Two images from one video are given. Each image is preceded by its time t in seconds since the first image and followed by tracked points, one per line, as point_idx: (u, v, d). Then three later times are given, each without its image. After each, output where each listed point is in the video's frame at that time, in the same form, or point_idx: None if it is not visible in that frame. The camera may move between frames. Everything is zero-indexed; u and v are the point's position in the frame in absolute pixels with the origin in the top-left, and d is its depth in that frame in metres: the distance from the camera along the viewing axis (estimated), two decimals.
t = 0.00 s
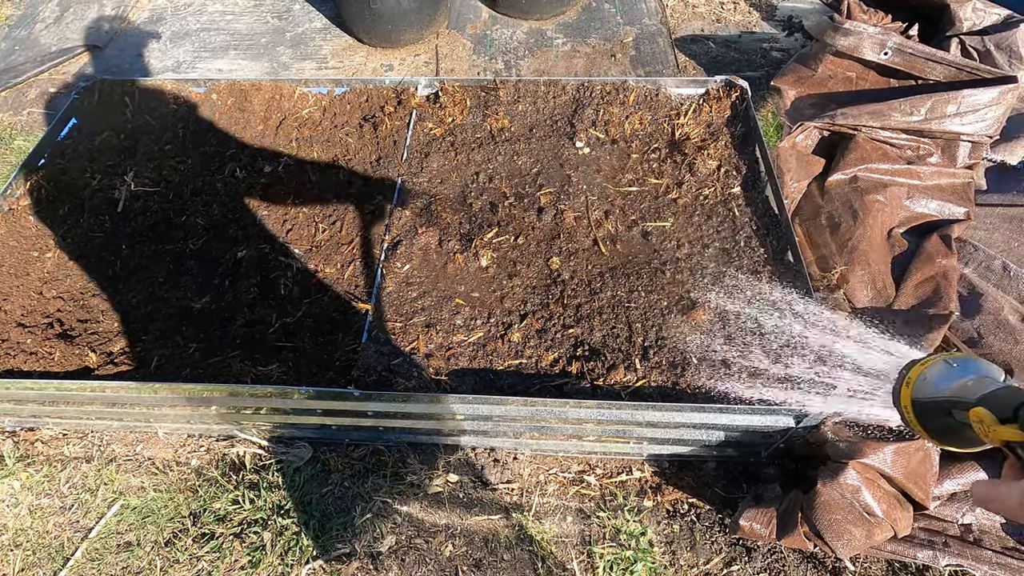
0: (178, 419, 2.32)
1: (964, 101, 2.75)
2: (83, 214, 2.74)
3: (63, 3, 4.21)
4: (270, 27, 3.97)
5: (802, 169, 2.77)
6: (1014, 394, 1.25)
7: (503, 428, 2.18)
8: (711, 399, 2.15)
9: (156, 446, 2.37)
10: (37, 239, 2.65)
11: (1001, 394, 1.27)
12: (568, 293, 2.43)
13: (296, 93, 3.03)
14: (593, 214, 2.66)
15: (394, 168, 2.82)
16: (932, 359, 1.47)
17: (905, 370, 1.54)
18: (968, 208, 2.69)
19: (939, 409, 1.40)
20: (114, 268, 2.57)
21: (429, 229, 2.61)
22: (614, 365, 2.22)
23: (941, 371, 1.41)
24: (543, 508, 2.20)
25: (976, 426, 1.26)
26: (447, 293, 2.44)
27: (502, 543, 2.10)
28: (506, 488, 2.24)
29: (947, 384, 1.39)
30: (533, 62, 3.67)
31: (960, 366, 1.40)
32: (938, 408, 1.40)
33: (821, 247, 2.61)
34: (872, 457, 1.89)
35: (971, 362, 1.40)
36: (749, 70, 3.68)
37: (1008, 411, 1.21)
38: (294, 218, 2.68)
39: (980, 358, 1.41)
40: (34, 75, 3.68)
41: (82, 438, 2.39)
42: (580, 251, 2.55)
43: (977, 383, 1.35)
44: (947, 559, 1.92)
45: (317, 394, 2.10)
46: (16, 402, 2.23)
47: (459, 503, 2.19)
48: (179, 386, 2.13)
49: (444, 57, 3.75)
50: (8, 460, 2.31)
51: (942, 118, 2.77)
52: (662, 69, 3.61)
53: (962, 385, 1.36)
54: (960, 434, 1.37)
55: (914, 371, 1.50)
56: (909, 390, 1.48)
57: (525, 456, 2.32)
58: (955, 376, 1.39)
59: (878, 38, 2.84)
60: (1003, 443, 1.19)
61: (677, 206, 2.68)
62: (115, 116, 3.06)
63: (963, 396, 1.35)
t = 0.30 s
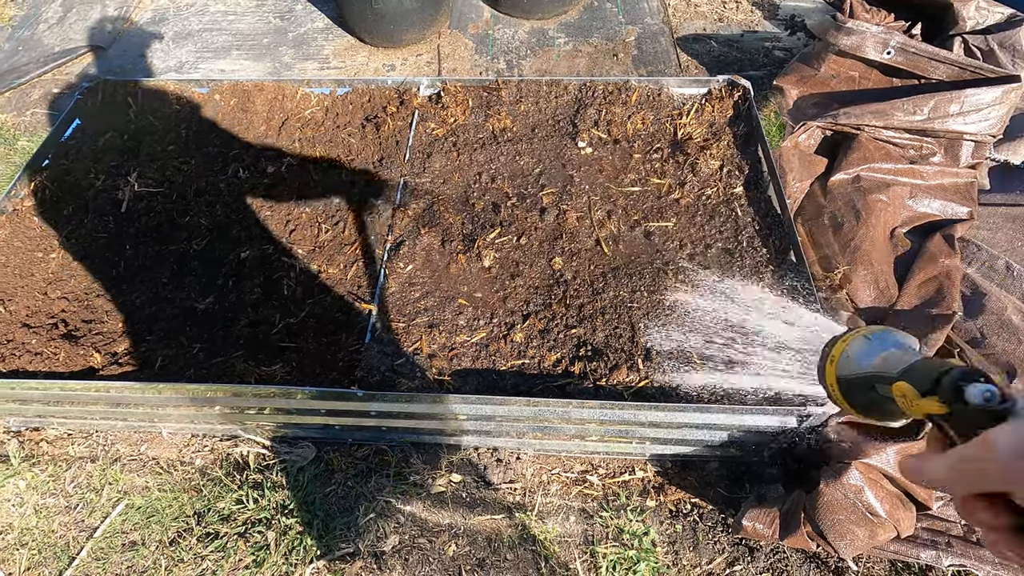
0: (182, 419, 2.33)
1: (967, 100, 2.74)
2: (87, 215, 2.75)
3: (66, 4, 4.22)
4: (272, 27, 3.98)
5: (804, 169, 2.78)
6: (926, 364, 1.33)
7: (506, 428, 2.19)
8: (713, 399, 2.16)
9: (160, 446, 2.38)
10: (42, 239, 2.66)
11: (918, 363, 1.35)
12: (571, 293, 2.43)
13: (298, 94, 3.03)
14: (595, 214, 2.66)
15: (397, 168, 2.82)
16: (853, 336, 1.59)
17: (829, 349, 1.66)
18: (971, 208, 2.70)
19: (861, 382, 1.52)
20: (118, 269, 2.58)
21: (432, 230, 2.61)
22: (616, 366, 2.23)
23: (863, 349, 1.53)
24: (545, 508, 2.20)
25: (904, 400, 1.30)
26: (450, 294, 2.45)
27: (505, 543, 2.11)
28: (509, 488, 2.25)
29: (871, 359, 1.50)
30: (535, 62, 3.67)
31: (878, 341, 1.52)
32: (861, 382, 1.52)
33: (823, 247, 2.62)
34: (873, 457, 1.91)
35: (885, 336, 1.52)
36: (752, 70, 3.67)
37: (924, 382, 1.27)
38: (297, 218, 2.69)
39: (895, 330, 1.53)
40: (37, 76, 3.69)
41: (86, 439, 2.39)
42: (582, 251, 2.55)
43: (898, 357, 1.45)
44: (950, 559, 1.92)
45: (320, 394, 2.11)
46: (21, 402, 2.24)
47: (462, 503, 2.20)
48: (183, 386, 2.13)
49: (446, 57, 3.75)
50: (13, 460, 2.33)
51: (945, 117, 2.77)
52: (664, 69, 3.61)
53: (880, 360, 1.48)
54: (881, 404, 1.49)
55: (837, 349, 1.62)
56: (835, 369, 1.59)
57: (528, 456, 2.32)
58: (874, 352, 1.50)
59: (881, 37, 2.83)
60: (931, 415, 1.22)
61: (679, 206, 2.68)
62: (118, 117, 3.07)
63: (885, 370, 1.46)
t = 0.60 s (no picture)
0: (196, 417, 2.34)
1: (983, 98, 2.74)
2: (101, 214, 2.75)
3: (75, 3, 4.23)
4: (280, 26, 3.98)
5: (817, 168, 2.76)
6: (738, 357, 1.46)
7: (521, 427, 2.19)
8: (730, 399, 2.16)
9: (175, 445, 2.37)
10: (55, 238, 2.67)
11: (732, 353, 1.51)
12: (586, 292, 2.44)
13: (310, 93, 3.03)
14: (609, 212, 2.65)
15: (410, 167, 2.82)
16: (674, 334, 1.82)
17: (660, 350, 1.89)
18: (987, 206, 2.71)
19: (688, 379, 1.72)
20: (132, 268, 2.59)
21: (445, 229, 2.61)
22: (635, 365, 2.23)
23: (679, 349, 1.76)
24: (561, 507, 2.19)
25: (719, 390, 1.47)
26: (464, 292, 2.45)
27: (521, 542, 2.11)
28: (524, 487, 2.24)
29: (687, 355, 1.73)
30: (544, 61, 3.67)
31: (694, 337, 1.75)
32: (685, 378, 1.75)
33: (838, 245, 2.60)
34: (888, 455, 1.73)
35: (697, 332, 1.76)
36: (762, 68, 3.66)
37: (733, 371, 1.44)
38: (310, 217, 2.69)
39: (697, 326, 1.82)
40: (47, 76, 3.70)
41: (100, 437, 2.39)
42: (596, 250, 2.56)
43: (711, 349, 1.67)
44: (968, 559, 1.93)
45: (335, 393, 2.13)
46: (37, 400, 2.25)
47: (478, 502, 2.19)
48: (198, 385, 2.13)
49: (455, 55, 3.75)
50: (29, 458, 2.33)
51: (961, 115, 2.75)
52: (674, 67, 3.60)
53: (695, 355, 1.71)
54: (702, 397, 1.73)
55: (665, 349, 1.85)
56: (664, 368, 1.81)
57: (542, 454, 2.30)
58: (688, 351, 1.73)
59: (895, 35, 2.82)
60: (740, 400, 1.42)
61: (693, 204, 2.67)
62: (130, 115, 3.07)
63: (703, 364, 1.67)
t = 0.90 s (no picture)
0: (203, 416, 2.34)
1: (989, 96, 2.74)
2: (106, 213, 2.75)
3: (77, 2, 4.22)
4: (284, 25, 3.97)
5: (824, 166, 2.75)
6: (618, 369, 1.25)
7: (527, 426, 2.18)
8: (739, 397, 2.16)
9: (181, 444, 2.36)
10: (61, 237, 2.67)
11: (600, 369, 1.29)
12: (593, 290, 2.43)
13: (315, 92, 3.03)
14: (615, 211, 2.65)
15: (415, 165, 2.81)
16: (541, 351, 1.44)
17: (528, 367, 1.48)
18: (993, 205, 2.72)
19: (562, 403, 1.38)
20: (138, 267, 2.59)
21: (452, 227, 2.61)
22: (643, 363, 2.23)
23: (549, 367, 1.37)
24: (568, 505, 2.19)
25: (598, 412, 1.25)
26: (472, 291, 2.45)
27: (528, 540, 2.11)
28: (531, 485, 2.23)
29: (560, 376, 1.36)
30: (549, 59, 3.67)
31: (562, 351, 1.38)
32: (561, 404, 1.38)
33: (845, 242, 2.59)
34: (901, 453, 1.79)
35: (563, 341, 1.41)
36: (767, 67, 3.66)
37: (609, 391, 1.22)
38: (316, 216, 2.69)
39: (566, 332, 1.42)
40: (50, 75, 3.69)
41: (106, 436, 2.38)
42: (603, 248, 2.55)
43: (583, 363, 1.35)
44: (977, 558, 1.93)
45: (342, 391, 2.13)
46: (42, 399, 2.25)
47: (485, 501, 2.19)
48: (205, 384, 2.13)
49: (460, 54, 3.75)
50: (35, 457, 2.33)
51: (967, 113, 2.75)
52: (678, 65, 3.60)
53: (566, 372, 1.35)
54: (580, 416, 1.39)
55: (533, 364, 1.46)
56: (536, 392, 1.42)
57: (549, 453, 2.30)
58: (559, 370, 1.36)
59: (901, 32, 2.81)
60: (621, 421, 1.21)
61: (699, 203, 2.66)
62: (134, 114, 3.06)
63: (574, 386, 1.33)
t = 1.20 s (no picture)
0: (203, 417, 2.33)
1: (990, 96, 2.74)
2: (107, 213, 2.75)
3: (78, 2, 4.22)
4: (285, 25, 3.97)
5: (825, 165, 2.75)
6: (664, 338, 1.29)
7: (529, 426, 2.19)
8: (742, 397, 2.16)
9: (182, 444, 2.36)
10: (61, 237, 2.67)
11: (646, 338, 1.34)
12: (594, 291, 2.43)
13: (315, 92, 3.03)
14: (616, 211, 2.65)
15: (416, 166, 2.81)
16: (587, 319, 1.52)
17: (573, 335, 1.57)
18: (994, 205, 2.72)
19: (605, 370, 1.45)
20: (139, 268, 2.59)
21: (452, 227, 2.61)
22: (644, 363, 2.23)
23: (596, 334, 1.46)
24: (569, 506, 2.19)
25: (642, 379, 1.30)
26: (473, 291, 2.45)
27: (530, 541, 2.11)
28: (532, 486, 2.23)
29: (607, 343, 1.43)
30: (549, 59, 3.67)
31: (610, 320, 1.46)
32: (605, 371, 1.45)
33: (846, 242, 2.59)
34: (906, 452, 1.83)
35: (614, 311, 1.48)
36: (768, 67, 3.66)
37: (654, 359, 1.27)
38: (317, 216, 2.69)
39: (615, 303, 1.50)
40: (51, 75, 3.69)
41: (107, 437, 2.38)
42: (604, 248, 2.55)
43: (630, 332, 1.41)
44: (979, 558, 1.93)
45: (342, 392, 2.13)
46: (43, 399, 2.25)
47: (486, 501, 2.19)
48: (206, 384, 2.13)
49: (460, 54, 3.74)
50: (36, 458, 2.32)
51: (968, 113, 2.75)
52: (679, 65, 3.60)
53: (613, 340, 1.42)
54: (624, 383, 1.46)
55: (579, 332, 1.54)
56: (582, 358, 1.50)
57: (550, 454, 2.30)
58: (607, 338, 1.44)
59: (902, 32, 2.82)
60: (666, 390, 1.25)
61: (700, 203, 2.66)
62: (135, 114, 3.06)
63: (620, 353, 1.40)
